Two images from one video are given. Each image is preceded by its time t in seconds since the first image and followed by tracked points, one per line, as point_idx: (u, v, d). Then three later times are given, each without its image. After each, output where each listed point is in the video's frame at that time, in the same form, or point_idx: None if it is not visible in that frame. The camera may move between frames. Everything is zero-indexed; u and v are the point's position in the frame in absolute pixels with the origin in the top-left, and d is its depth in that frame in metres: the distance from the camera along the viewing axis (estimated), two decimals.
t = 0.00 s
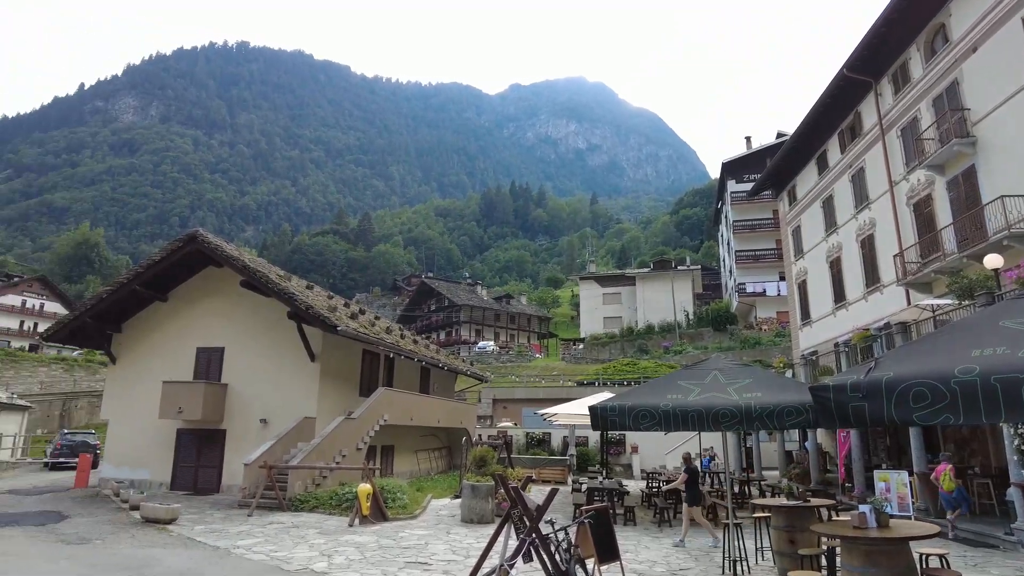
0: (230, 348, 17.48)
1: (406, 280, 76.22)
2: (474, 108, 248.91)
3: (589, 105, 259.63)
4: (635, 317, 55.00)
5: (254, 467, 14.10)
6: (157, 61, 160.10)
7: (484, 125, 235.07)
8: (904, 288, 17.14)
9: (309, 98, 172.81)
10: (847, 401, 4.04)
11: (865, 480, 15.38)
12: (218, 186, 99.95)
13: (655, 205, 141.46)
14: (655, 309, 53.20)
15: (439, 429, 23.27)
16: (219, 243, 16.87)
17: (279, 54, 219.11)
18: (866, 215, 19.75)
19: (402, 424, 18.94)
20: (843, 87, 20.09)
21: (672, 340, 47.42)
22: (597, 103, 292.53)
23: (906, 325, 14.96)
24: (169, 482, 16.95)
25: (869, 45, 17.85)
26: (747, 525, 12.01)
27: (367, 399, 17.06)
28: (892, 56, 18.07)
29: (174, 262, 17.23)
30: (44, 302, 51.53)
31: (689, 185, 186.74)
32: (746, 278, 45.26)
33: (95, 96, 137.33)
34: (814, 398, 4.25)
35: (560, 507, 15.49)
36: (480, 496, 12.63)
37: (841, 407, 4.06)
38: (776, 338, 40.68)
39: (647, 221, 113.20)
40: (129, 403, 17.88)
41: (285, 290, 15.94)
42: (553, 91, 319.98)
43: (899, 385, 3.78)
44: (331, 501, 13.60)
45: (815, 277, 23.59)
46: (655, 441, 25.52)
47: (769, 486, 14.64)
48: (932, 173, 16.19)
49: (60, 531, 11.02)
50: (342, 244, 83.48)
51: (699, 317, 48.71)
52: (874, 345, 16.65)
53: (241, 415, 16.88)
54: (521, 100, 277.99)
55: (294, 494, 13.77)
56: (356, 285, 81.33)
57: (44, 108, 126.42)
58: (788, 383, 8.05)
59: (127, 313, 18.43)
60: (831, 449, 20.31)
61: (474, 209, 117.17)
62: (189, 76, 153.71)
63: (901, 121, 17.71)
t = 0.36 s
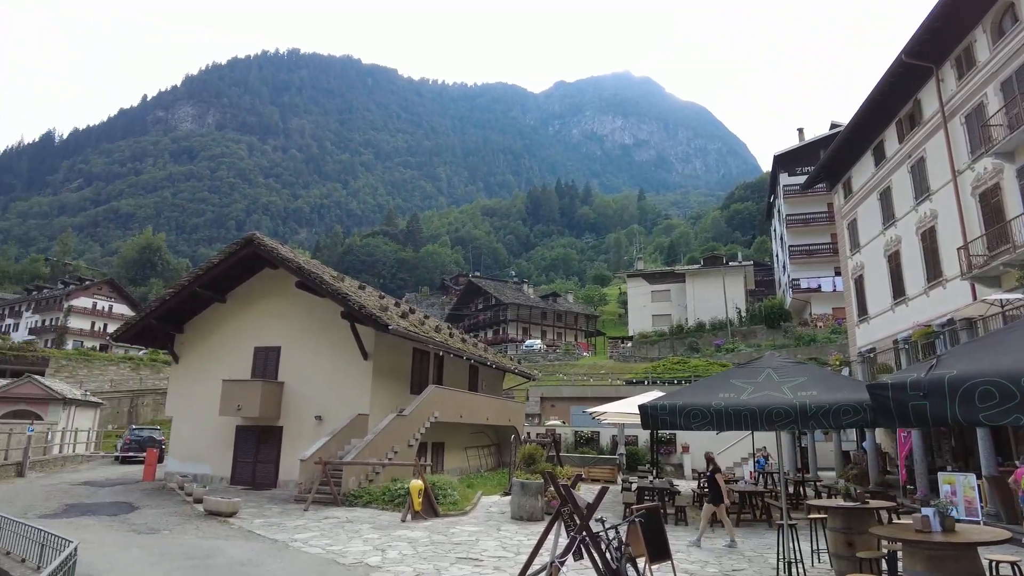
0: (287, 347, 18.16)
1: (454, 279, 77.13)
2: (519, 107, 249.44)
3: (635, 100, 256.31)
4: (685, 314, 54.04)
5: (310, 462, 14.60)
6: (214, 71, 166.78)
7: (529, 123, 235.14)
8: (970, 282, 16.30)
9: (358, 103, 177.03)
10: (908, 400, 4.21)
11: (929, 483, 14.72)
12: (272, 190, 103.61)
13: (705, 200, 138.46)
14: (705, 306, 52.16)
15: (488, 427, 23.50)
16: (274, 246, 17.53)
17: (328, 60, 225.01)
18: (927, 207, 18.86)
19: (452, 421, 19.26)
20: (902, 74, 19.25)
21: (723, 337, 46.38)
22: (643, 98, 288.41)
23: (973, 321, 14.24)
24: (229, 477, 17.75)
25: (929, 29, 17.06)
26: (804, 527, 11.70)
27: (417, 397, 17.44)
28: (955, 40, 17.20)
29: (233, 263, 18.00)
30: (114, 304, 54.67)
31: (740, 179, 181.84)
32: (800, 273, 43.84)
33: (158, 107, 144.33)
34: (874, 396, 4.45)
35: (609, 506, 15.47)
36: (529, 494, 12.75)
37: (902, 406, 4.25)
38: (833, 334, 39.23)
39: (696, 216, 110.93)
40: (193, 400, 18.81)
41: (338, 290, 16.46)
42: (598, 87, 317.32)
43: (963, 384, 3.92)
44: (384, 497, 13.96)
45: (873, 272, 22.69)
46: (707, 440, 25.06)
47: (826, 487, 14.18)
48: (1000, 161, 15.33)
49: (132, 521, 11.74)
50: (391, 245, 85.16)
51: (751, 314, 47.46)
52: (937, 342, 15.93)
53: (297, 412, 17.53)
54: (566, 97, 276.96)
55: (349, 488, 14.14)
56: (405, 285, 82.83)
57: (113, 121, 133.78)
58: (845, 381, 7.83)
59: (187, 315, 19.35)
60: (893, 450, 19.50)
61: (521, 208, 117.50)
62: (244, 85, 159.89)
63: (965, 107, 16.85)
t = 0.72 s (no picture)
0: (323, 345, 18.60)
1: (485, 277, 77.46)
2: (548, 104, 248.67)
3: (666, 94, 252.94)
4: (719, 311, 53.25)
5: (347, 458, 14.91)
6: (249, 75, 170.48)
7: (559, 120, 233.99)
8: (1016, 277, 15.70)
9: (389, 103, 178.97)
10: (946, 397, 4.55)
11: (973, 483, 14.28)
12: (307, 191, 105.60)
13: (739, 194, 135.97)
14: (739, 302, 51.32)
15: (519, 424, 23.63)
16: (310, 246, 17.94)
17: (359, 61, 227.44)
18: (970, 199, 18.24)
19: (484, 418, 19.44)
20: (943, 62, 18.60)
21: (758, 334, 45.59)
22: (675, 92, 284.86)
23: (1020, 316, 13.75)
24: (268, 472, 18.25)
25: (972, 15, 16.45)
26: (842, 527, 11.50)
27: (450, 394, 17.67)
28: (999, 26, 16.56)
29: (272, 263, 18.49)
30: (155, 303, 56.42)
31: (775, 172, 178.02)
32: (837, 268, 42.81)
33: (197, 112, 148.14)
34: (912, 394, 4.81)
35: (643, 503, 15.42)
36: (562, 491, 12.82)
37: (939, 404, 4.59)
38: (872, 331, 38.21)
39: (730, 210, 109.05)
40: (233, 397, 19.39)
41: (373, 290, 16.78)
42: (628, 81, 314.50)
43: (999, 381, 4.23)
44: (418, 492, 14.18)
45: (913, 267, 22.02)
46: (741, 438, 24.69)
47: (865, 486, 13.87)
48: None
49: (177, 514, 12.22)
50: (422, 244, 85.89)
51: (787, 310, 46.55)
52: (982, 339, 15.41)
53: (333, 409, 17.94)
54: (596, 93, 275.30)
55: (384, 484, 14.42)
56: (437, 283, 83.54)
57: (154, 126, 137.98)
58: (883, 378, 7.71)
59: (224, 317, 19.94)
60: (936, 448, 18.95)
61: (551, 205, 117.24)
62: (278, 88, 163.03)
63: (1010, 96, 16.22)
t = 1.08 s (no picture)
0: (360, 343, 19.00)
1: (518, 274, 77.68)
2: (580, 99, 247.10)
3: (701, 86, 248.57)
4: (757, 306, 52.25)
5: (385, 453, 15.25)
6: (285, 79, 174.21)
7: (591, 115, 232.00)
8: None
9: (421, 103, 180.70)
10: (990, 392, 4.67)
11: None
12: (343, 192, 107.52)
13: (777, 186, 132.89)
14: (777, 297, 50.28)
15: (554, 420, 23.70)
16: (347, 246, 18.33)
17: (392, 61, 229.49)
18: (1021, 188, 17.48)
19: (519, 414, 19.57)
20: (990, 45, 17.84)
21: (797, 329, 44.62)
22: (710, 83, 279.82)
23: None
24: (308, 467, 18.75)
25: None
26: (886, 525, 11.24)
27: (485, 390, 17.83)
28: None
29: (310, 263, 19.01)
30: (198, 303, 58.33)
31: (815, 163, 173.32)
32: (879, 261, 41.58)
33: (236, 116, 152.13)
34: (957, 390, 4.91)
35: (679, 500, 15.32)
36: (598, 487, 12.85)
37: (984, 399, 4.70)
38: (915, 325, 36.96)
39: (767, 203, 106.74)
40: (274, 394, 19.98)
41: (408, 288, 17.06)
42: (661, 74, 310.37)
43: None
44: (455, 487, 14.41)
45: (959, 258, 21.24)
46: (780, 435, 24.24)
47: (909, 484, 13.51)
48: None
49: (223, 507, 12.72)
50: (456, 242, 86.53)
51: (827, 304, 45.41)
52: None
53: (371, 405, 18.33)
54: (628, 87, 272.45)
55: (422, 479, 14.69)
56: (470, 280, 84.14)
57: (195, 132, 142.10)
58: (925, 373, 7.54)
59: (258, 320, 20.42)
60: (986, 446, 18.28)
61: (584, 201, 116.69)
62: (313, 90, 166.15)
63: None
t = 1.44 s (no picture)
0: (404, 340, 19.38)
1: (559, 272, 77.59)
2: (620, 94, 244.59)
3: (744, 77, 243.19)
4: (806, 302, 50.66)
5: (429, 449, 15.55)
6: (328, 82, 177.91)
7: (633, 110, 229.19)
8: None
9: (461, 103, 182.68)
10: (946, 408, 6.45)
11: None
12: (386, 192, 109.61)
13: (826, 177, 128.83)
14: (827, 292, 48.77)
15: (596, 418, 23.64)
16: (390, 245, 18.70)
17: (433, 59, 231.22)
18: None
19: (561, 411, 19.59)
20: None
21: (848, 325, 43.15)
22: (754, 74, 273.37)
23: None
24: (354, 462, 19.24)
25: None
26: (943, 529, 10.84)
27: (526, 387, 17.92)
28: None
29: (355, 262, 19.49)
30: (248, 302, 60.52)
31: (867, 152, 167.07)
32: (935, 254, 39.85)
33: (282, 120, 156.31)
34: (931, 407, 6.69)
35: (725, 500, 15.10)
36: (642, 485, 12.79)
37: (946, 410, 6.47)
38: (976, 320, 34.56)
39: (816, 196, 103.66)
40: (321, 390, 20.55)
41: (449, 285, 17.31)
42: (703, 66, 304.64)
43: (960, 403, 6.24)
44: (498, 483, 14.56)
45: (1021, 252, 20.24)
46: (830, 434, 23.55)
47: (968, 485, 12.94)
48: None
49: (274, 501, 13.20)
50: (497, 240, 87.20)
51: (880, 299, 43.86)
52: None
53: (414, 401, 18.67)
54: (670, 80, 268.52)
55: (465, 475, 14.89)
56: (512, 277, 84.44)
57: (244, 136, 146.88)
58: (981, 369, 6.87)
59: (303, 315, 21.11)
60: None
61: (625, 197, 115.70)
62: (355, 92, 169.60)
63: None
